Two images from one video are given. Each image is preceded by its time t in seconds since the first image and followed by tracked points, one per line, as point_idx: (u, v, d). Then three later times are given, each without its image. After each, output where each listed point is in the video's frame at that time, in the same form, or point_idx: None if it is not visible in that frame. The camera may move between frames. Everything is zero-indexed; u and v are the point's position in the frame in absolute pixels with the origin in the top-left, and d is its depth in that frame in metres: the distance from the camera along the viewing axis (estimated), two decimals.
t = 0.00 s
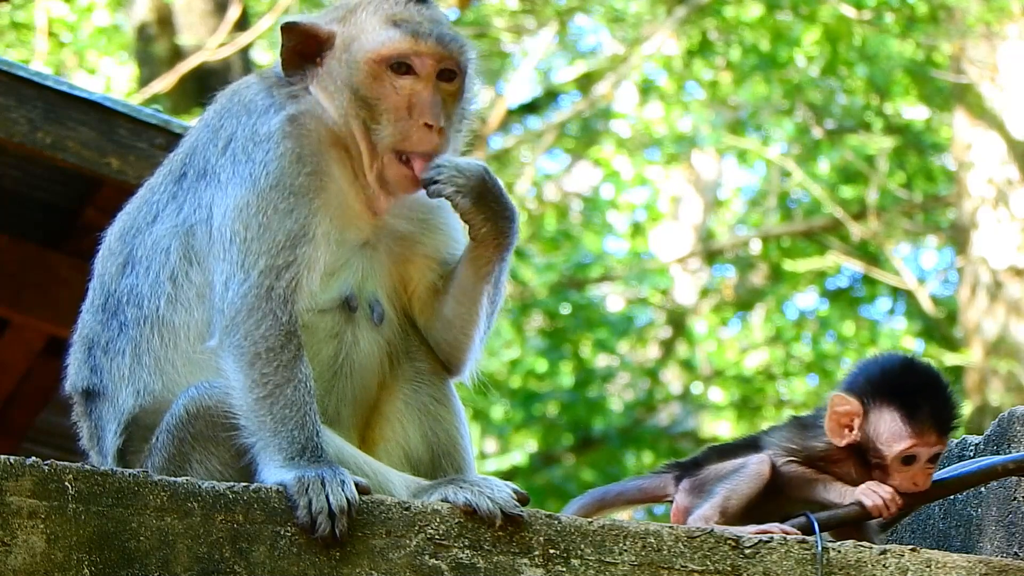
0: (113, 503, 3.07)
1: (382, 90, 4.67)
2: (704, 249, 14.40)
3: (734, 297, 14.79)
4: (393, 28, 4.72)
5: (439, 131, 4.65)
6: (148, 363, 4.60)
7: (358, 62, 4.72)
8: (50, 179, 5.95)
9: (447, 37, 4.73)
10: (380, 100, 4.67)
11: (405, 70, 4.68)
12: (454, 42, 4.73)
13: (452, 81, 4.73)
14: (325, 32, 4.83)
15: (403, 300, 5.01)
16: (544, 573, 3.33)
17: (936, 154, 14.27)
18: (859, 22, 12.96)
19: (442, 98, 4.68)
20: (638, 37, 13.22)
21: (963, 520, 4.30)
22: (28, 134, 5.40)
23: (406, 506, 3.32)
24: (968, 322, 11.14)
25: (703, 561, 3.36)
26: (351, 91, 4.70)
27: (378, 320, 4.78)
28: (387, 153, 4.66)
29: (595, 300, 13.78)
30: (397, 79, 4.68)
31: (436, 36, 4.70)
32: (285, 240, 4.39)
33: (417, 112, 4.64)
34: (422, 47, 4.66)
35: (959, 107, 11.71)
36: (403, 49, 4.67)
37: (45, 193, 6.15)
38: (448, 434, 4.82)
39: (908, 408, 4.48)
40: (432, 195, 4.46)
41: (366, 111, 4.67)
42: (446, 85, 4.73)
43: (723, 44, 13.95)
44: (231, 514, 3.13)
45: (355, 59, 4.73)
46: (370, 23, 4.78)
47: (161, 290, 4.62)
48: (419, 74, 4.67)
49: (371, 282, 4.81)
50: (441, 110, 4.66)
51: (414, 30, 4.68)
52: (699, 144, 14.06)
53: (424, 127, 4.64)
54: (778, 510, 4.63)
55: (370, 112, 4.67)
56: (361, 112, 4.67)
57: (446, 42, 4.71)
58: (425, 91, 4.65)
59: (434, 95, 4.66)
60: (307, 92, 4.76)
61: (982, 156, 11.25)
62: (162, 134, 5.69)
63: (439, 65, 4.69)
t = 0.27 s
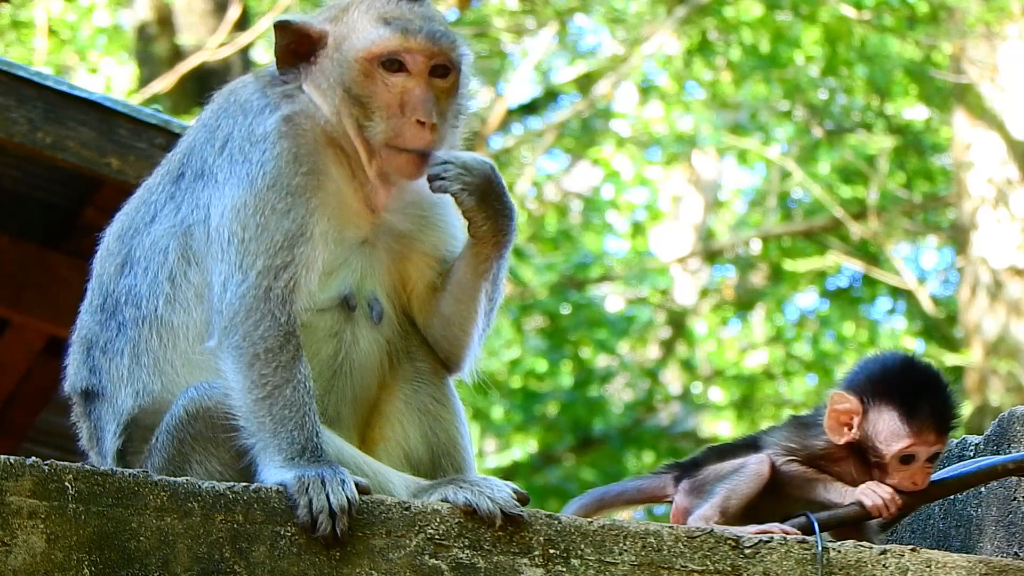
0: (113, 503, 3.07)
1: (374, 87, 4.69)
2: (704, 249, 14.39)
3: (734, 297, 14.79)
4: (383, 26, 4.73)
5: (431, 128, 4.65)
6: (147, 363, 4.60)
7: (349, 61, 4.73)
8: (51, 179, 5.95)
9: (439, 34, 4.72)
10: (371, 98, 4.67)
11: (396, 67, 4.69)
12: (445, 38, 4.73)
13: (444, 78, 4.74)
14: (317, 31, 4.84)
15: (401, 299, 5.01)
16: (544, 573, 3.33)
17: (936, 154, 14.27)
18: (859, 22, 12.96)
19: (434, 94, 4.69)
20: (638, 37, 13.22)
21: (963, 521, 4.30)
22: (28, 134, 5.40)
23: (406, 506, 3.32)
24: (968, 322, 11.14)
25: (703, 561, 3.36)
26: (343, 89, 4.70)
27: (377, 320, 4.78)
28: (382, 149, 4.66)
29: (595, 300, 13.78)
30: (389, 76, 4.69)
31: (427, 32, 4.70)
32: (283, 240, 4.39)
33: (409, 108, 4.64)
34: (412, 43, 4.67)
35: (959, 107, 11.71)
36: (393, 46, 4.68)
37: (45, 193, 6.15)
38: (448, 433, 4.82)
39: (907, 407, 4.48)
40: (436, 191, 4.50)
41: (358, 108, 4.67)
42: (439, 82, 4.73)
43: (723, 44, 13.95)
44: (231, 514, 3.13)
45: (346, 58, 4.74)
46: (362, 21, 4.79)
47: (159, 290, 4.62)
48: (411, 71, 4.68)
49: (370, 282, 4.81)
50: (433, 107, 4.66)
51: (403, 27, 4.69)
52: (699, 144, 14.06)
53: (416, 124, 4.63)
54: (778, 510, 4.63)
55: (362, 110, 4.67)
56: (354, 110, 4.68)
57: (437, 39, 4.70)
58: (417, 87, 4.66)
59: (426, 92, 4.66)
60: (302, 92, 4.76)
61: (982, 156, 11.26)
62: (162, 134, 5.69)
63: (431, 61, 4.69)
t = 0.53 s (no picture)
0: (113, 503, 3.07)
1: (379, 89, 4.69)
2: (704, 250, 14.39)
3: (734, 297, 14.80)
4: (388, 29, 4.71)
5: (435, 132, 4.66)
6: (147, 364, 4.60)
7: (352, 63, 4.73)
8: (51, 179, 5.95)
9: (441, 36, 4.70)
10: (375, 101, 4.68)
11: (401, 71, 4.67)
12: (450, 42, 4.71)
13: (447, 83, 4.73)
14: (317, 31, 4.84)
15: (401, 299, 5.01)
16: (544, 573, 3.33)
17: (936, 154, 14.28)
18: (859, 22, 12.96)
19: (438, 98, 4.69)
20: (638, 37, 13.22)
21: (963, 520, 4.30)
22: (28, 134, 5.40)
23: (406, 506, 3.32)
24: (968, 321, 11.14)
25: (703, 561, 3.36)
26: (345, 91, 4.70)
27: (376, 320, 4.78)
28: (385, 153, 4.68)
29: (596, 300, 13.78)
30: (393, 81, 4.69)
31: (432, 37, 4.68)
32: (282, 240, 4.38)
33: (412, 113, 4.65)
34: (419, 49, 4.66)
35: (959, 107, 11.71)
36: (398, 50, 4.67)
37: (46, 193, 6.15)
38: (448, 434, 4.82)
39: (901, 410, 4.48)
40: (471, 197, 4.62)
41: (361, 111, 4.67)
42: (440, 89, 4.72)
43: (723, 44, 13.95)
44: (231, 514, 3.13)
45: (350, 59, 4.73)
46: (365, 23, 4.78)
47: (158, 291, 4.62)
48: (415, 76, 4.67)
49: (369, 282, 4.81)
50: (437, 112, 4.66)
51: (408, 31, 4.68)
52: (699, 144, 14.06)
53: (420, 128, 4.65)
54: (779, 509, 4.63)
55: (365, 112, 4.68)
56: (357, 112, 4.68)
57: (441, 43, 4.68)
58: (419, 91, 4.67)
59: (430, 96, 4.67)
60: (302, 92, 4.76)
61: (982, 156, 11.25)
62: (162, 134, 5.69)
63: (436, 67, 4.67)
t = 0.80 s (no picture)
0: (113, 503, 3.07)
1: (385, 82, 4.67)
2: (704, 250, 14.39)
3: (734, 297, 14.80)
4: (394, 21, 4.70)
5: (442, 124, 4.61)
6: (147, 364, 4.60)
7: (360, 55, 4.71)
8: (51, 179, 5.95)
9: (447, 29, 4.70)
10: (382, 93, 4.66)
11: (408, 62, 4.66)
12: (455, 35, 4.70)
13: (453, 75, 4.72)
14: (323, 27, 4.83)
15: (401, 300, 5.01)
16: (544, 573, 3.33)
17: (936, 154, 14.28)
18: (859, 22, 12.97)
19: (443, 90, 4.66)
20: (638, 37, 13.22)
21: (963, 521, 4.30)
22: (28, 134, 5.40)
23: (406, 506, 3.32)
24: (968, 321, 11.14)
25: (703, 561, 3.36)
26: (352, 84, 4.69)
27: (376, 320, 4.78)
28: (391, 144, 4.65)
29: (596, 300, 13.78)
30: (400, 71, 4.66)
31: (438, 28, 4.68)
32: (282, 240, 4.39)
33: (420, 105, 4.62)
34: (425, 38, 4.64)
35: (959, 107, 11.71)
36: (405, 41, 4.64)
37: (45, 193, 6.15)
38: (448, 434, 4.82)
39: (903, 413, 4.49)
40: (473, 197, 4.62)
41: (367, 103, 4.66)
42: (447, 80, 4.72)
43: (723, 44, 13.96)
44: (231, 514, 3.13)
45: (357, 51, 4.72)
46: (371, 16, 4.77)
47: (159, 291, 4.62)
48: (422, 67, 4.64)
49: (370, 282, 4.81)
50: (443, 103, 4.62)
51: (416, 23, 4.67)
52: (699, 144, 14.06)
53: (427, 119, 4.61)
54: (779, 509, 4.63)
55: (371, 105, 4.66)
56: (364, 105, 4.67)
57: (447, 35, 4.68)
58: (427, 84, 4.63)
59: (436, 88, 4.63)
60: (305, 91, 4.76)
61: (982, 156, 11.25)
62: (162, 134, 5.69)
63: (441, 58, 4.66)
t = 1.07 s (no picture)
0: (113, 503, 3.07)
1: (388, 77, 4.71)
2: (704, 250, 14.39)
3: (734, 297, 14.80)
4: (400, 19, 4.77)
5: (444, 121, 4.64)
6: (147, 364, 4.60)
7: (365, 51, 4.75)
8: (51, 179, 5.95)
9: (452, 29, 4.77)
10: (386, 88, 4.69)
11: (413, 58, 4.71)
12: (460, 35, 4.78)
13: (456, 74, 4.78)
14: (329, 24, 4.85)
15: (401, 299, 5.01)
16: (544, 573, 3.33)
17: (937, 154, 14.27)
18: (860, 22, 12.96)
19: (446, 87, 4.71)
20: (638, 37, 13.21)
21: (963, 520, 4.30)
22: (28, 134, 5.40)
23: (406, 506, 3.32)
24: (968, 321, 11.14)
25: (703, 561, 3.36)
26: (357, 79, 4.71)
27: (377, 319, 4.78)
28: (396, 140, 4.66)
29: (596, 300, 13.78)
30: (404, 67, 4.71)
31: (444, 28, 4.75)
32: (282, 240, 4.39)
33: (424, 101, 4.66)
34: (431, 36, 4.71)
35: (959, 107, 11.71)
36: (412, 38, 4.71)
37: (45, 193, 6.15)
38: (448, 434, 4.82)
39: (902, 413, 4.49)
40: (456, 178, 4.59)
41: (371, 98, 4.68)
42: (450, 78, 4.77)
43: (723, 44, 13.95)
44: (231, 514, 3.13)
45: (363, 47, 4.76)
46: (375, 14, 4.83)
47: (159, 291, 4.62)
48: (427, 64, 4.70)
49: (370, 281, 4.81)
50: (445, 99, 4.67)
51: (423, 22, 4.74)
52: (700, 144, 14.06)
53: (431, 116, 4.64)
54: (779, 510, 4.63)
55: (374, 100, 4.68)
56: (367, 100, 4.69)
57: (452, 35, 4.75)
58: (431, 81, 4.68)
59: (440, 85, 4.68)
60: (309, 88, 4.76)
61: (982, 156, 11.25)
62: (162, 134, 5.69)
63: (445, 56, 4.72)
